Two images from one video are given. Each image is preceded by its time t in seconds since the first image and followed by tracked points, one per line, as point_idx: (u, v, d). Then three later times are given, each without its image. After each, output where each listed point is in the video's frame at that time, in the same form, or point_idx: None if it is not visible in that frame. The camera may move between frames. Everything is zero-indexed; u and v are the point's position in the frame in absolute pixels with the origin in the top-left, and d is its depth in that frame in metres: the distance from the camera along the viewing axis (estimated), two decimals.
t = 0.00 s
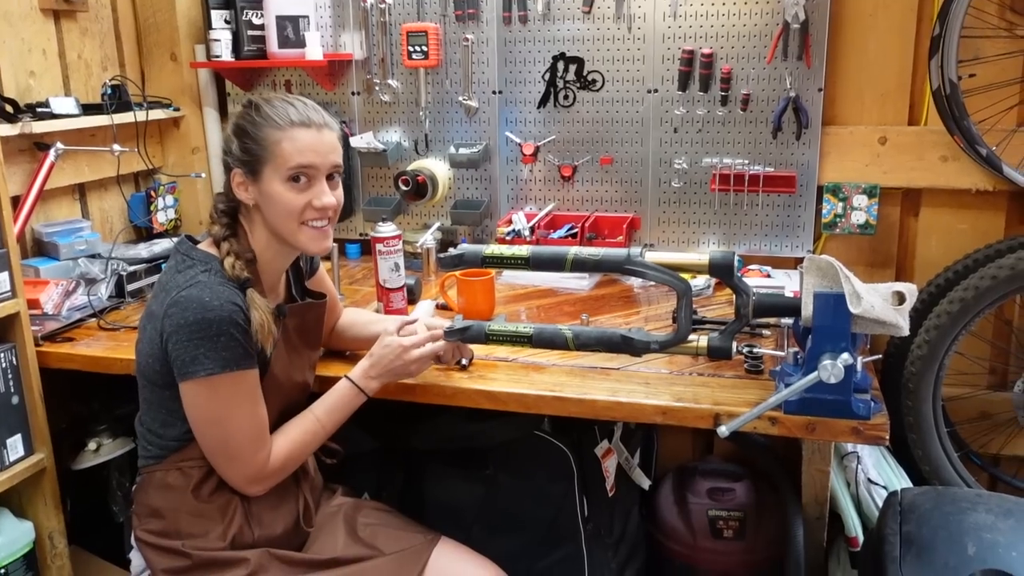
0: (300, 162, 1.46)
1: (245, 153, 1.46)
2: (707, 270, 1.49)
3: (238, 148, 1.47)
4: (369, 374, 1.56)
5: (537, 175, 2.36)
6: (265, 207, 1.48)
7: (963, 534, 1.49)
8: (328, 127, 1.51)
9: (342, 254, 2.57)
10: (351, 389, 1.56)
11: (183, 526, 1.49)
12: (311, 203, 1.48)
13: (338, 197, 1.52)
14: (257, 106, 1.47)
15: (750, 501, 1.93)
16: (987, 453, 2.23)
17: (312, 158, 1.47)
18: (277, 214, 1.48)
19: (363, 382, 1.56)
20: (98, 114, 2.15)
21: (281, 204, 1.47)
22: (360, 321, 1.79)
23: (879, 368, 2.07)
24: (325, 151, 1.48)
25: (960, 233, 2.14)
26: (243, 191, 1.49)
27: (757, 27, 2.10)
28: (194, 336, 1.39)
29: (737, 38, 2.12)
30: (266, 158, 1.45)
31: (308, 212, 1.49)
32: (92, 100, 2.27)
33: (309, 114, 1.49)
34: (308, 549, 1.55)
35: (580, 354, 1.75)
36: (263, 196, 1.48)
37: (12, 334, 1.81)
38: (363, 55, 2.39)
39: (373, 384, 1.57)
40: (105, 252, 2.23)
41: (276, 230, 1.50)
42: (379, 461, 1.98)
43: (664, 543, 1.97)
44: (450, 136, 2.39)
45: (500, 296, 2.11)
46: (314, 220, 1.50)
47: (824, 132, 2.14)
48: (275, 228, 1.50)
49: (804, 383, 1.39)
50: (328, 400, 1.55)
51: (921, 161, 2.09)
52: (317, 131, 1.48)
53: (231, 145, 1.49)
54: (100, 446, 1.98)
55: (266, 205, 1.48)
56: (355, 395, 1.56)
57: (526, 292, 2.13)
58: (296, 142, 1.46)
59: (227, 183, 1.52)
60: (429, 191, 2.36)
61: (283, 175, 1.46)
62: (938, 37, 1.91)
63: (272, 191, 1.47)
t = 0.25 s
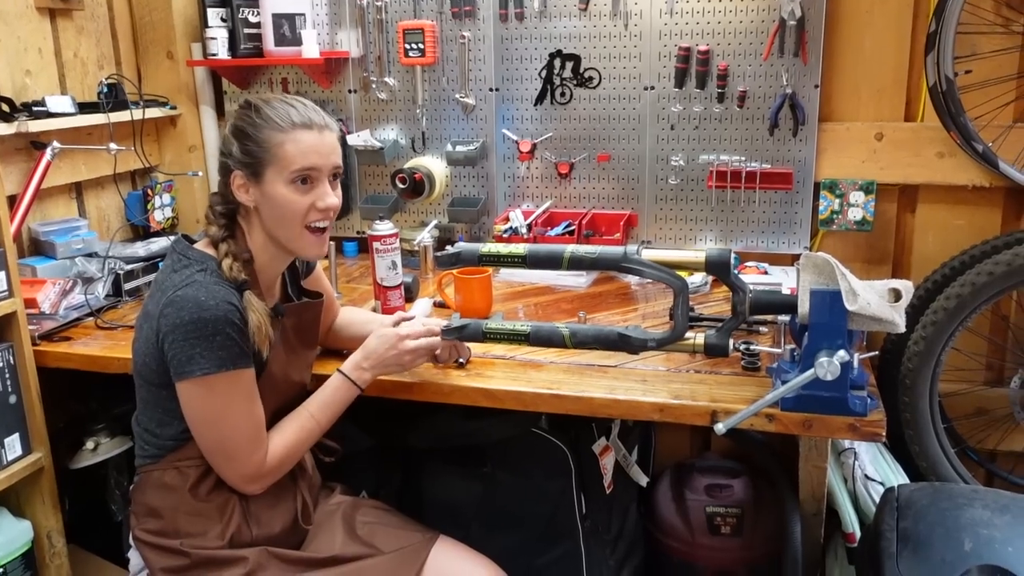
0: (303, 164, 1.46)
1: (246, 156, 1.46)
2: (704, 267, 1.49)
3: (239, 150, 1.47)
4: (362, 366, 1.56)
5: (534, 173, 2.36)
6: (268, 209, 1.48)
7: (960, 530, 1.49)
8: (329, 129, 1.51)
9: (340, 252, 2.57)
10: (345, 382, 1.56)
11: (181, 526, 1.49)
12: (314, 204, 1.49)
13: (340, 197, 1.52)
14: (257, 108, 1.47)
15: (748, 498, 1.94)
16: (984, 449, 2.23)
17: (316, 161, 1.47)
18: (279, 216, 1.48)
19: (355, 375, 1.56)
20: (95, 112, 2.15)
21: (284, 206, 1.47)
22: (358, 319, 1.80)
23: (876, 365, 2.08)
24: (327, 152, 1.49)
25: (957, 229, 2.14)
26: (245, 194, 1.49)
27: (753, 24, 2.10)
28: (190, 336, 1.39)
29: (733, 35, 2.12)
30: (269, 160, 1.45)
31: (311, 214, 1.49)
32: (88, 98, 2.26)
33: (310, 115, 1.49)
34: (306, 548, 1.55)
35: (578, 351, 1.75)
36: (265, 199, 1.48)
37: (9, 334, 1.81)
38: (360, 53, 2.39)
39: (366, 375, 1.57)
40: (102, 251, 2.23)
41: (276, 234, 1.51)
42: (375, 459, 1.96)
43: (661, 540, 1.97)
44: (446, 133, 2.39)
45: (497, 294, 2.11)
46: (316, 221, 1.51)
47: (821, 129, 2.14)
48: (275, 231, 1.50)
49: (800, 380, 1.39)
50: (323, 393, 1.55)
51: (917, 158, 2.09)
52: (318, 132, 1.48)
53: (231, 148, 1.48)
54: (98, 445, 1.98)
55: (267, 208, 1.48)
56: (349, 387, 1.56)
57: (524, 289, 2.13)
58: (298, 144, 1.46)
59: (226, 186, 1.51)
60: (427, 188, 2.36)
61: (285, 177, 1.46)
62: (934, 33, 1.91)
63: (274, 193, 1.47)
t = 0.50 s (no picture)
0: (286, 156, 1.47)
1: (227, 152, 1.46)
2: (700, 265, 1.49)
3: (220, 148, 1.47)
4: (365, 369, 1.56)
5: (531, 170, 2.36)
6: (252, 205, 1.48)
7: (957, 526, 1.49)
8: (307, 120, 1.52)
9: (338, 251, 2.57)
10: (350, 385, 1.56)
11: (178, 526, 1.49)
12: (300, 195, 1.49)
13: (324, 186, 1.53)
14: (233, 104, 1.47)
15: (746, 495, 1.94)
16: (982, 445, 2.24)
17: (299, 152, 1.48)
18: (266, 209, 1.48)
19: (359, 378, 1.56)
20: (91, 112, 2.14)
21: (270, 199, 1.47)
22: (357, 316, 1.80)
23: (874, 362, 2.08)
24: (309, 143, 1.49)
25: (954, 226, 2.14)
26: (228, 191, 1.49)
27: (750, 20, 2.10)
28: (179, 335, 1.39)
29: (730, 32, 2.11)
30: (252, 155, 1.45)
31: (298, 205, 1.50)
32: (85, 98, 2.26)
33: (288, 108, 1.49)
34: (304, 547, 1.55)
35: (575, 350, 1.75)
36: (250, 193, 1.48)
37: (6, 334, 1.81)
38: (357, 52, 2.39)
39: (370, 378, 1.57)
40: (99, 250, 2.23)
41: (263, 225, 1.50)
42: (374, 458, 1.96)
43: (659, 538, 1.97)
44: (443, 132, 2.39)
45: (495, 292, 2.11)
46: (303, 212, 1.51)
47: (817, 125, 2.14)
48: (264, 223, 1.50)
49: (798, 377, 1.40)
50: (325, 396, 1.55)
51: (915, 154, 2.09)
52: (298, 124, 1.49)
53: (211, 146, 1.48)
54: (96, 444, 1.97)
55: (252, 203, 1.48)
56: (353, 391, 1.56)
57: (522, 287, 2.13)
58: (279, 137, 1.46)
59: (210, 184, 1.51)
60: (424, 188, 2.37)
61: (269, 171, 1.46)
62: (931, 30, 1.91)
63: (259, 188, 1.47)
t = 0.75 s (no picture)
0: (283, 149, 1.47)
1: (224, 146, 1.46)
2: (700, 263, 1.50)
3: (216, 142, 1.47)
4: (363, 368, 1.56)
5: (531, 168, 2.36)
6: (249, 199, 1.48)
7: (956, 525, 1.49)
8: (303, 115, 1.53)
9: (338, 247, 2.57)
10: (347, 383, 1.56)
11: (174, 523, 1.49)
12: (297, 189, 1.49)
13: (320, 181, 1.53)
14: (228, 98, 1.48)
15: (744, 494, 1.94)
16: (981, 445, 2.24)
17: (297, 147, 1.49)
18: (263, 203, 1.48)
19: (357, 376, 1.56)
20: (91, 108, 2.14)
21: (268, 193, 1.47)
22: (354, 313, 1.80)
23: (874, 361, 2.08)
24: (305, 136, 1.50)
25: (954, 225, 2.14)
26: (224, 186, 1.49)
27: (751, 19, 2.09)
28: (173, 333, 1.39)
29: (730, 30, 2.11)
30: (249, 149, 1.45)
31: (295, 199, 1.49)
32: (84, 93, 2.26)
33: (284, 102, 1.50)
34: (301, 544, 1.55)
35: (575, 347, 1.74)
36: (247, 187, 1.47)
37: (4, 330, 1.81)
38: (357, 48, 2.38)
39: (368, 377, 1.57)
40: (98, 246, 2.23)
41: (259, 219, 1.50)
42: (372, 454, 1.97)
43: (658, 536, 1.97)
44: (443, 129, 2.38)
45: (495, 290, 2.10)
46: (301, 207, 1.51)
47: (818, 124, 2.14)
48: (260, 218, 1.50)
49: (797, 376, 1.40)
50: (323, 394, 1.55)
51: (915, 154, 2.08)
52: (295, 118, 1.50)
53: (206, 141, 1.48)
54: (94, 441, 1.97)
55: (249, 197, 1.48)
56: (350, 388, 1.56)
57: (521, 285, 2.13)
58: (277, 130, 1.47)
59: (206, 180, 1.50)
60: (424, 184, 2.35)
61: (267, 164, 1.47)
62: (932, 29, 1.91)
63: (257, 181, 1.47)
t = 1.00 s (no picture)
0: (287, 148, 1.47)
1: (228, 145, 1.46)
2: (699, 261, 1.50)
3: (219, 142, 1.46)
4: (363, 369, 1.56)
5: (530, 167, 2.36)
6: (253, 198, 1.48)
7: (956, 523, 1.49)
8: (306, 113, 1.53)
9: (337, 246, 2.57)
10: (347, 383, 1.56)
11: (173, 522, 1.49)
12: (301, 188, 1.50)
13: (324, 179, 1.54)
14: (231, 97, 1.48)
15: (744, 492, 1.94)
16: (981, 442, 2.24)
17: (301, 146, 1.49)
18: (268, 202, 1.48)
19: (357, 377, 1.56)
20: (89, 107, 2.14)
21: (272, 192, 1.47)
22: (352, 312, 1.80)
23: (873, 358, 2.08)
24: (308, 136, 1.50)
25: (953, 223, 2.14)
26: (228, 186, 1.48)
27: (749, 17, 2.09)
28: (176, 333, 1.39)
29: (729, 28, 2.11)
30: (253, 148, 1.45)
31: (299, 199, 1.50)
32: (83, 93, 2.25)
33: (288, 101, 1.50)
34: (301, 543, 1.55)
35: (574, 346, 1.74)
36: (251, 186, 1.47)
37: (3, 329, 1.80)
38: (355, 47, 2.38)
39: (367, 378, 1.57)
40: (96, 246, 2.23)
41: (263, 218, 1.50)
42: (371, 454, 1.97)
43: (658, 534, 1.97)
44: (442, 127, 2.38)
45: (494, 288, 2.10)
46: (305, 206, 1.52)
47: (817, 122, 2.13)
48: (264, 217, 1.50)
49: (797, 374, 1.39)
50: (322, 394, 1.55)
51: (914, 151, 2.08)
52: (298, 116, 1.50)
53: (209, 141, 1.48)
54: (94, 440, 1.97)
55: (253, 197, 1.48)
56: (350, 388, 1.56)
57: (520, 284, 2.13)
58: (282, 130, 1.47)
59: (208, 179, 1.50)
60: (422, 183, 2.35)
61: (271, 164, 1.47)
62: (931, 26, 1.91)
63: (261, 181, 1.47)
